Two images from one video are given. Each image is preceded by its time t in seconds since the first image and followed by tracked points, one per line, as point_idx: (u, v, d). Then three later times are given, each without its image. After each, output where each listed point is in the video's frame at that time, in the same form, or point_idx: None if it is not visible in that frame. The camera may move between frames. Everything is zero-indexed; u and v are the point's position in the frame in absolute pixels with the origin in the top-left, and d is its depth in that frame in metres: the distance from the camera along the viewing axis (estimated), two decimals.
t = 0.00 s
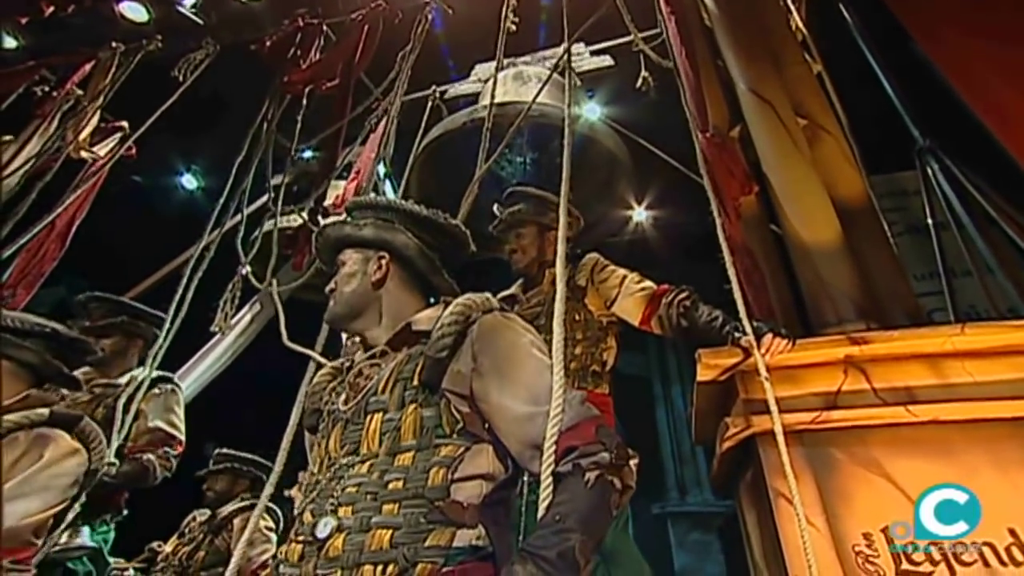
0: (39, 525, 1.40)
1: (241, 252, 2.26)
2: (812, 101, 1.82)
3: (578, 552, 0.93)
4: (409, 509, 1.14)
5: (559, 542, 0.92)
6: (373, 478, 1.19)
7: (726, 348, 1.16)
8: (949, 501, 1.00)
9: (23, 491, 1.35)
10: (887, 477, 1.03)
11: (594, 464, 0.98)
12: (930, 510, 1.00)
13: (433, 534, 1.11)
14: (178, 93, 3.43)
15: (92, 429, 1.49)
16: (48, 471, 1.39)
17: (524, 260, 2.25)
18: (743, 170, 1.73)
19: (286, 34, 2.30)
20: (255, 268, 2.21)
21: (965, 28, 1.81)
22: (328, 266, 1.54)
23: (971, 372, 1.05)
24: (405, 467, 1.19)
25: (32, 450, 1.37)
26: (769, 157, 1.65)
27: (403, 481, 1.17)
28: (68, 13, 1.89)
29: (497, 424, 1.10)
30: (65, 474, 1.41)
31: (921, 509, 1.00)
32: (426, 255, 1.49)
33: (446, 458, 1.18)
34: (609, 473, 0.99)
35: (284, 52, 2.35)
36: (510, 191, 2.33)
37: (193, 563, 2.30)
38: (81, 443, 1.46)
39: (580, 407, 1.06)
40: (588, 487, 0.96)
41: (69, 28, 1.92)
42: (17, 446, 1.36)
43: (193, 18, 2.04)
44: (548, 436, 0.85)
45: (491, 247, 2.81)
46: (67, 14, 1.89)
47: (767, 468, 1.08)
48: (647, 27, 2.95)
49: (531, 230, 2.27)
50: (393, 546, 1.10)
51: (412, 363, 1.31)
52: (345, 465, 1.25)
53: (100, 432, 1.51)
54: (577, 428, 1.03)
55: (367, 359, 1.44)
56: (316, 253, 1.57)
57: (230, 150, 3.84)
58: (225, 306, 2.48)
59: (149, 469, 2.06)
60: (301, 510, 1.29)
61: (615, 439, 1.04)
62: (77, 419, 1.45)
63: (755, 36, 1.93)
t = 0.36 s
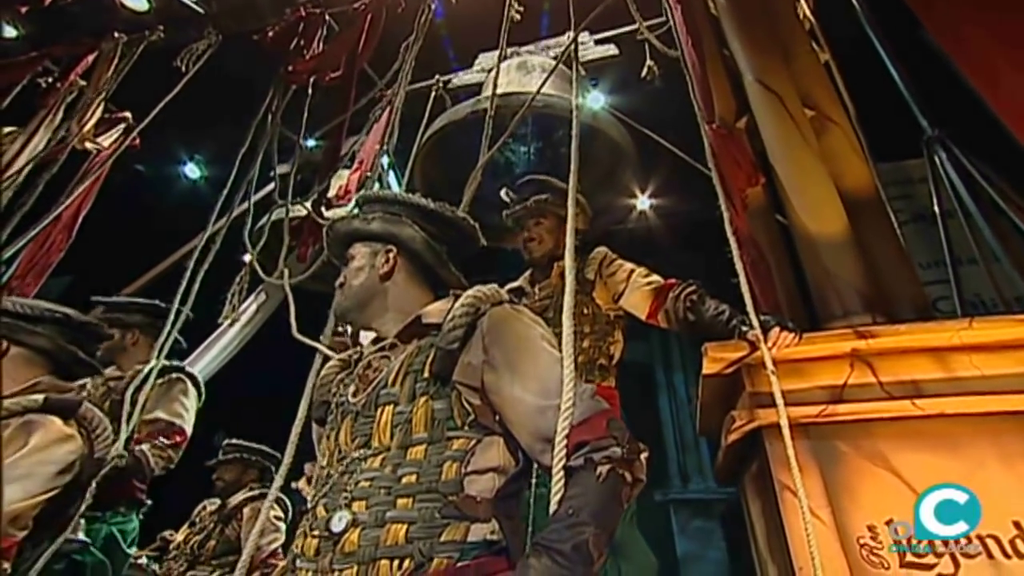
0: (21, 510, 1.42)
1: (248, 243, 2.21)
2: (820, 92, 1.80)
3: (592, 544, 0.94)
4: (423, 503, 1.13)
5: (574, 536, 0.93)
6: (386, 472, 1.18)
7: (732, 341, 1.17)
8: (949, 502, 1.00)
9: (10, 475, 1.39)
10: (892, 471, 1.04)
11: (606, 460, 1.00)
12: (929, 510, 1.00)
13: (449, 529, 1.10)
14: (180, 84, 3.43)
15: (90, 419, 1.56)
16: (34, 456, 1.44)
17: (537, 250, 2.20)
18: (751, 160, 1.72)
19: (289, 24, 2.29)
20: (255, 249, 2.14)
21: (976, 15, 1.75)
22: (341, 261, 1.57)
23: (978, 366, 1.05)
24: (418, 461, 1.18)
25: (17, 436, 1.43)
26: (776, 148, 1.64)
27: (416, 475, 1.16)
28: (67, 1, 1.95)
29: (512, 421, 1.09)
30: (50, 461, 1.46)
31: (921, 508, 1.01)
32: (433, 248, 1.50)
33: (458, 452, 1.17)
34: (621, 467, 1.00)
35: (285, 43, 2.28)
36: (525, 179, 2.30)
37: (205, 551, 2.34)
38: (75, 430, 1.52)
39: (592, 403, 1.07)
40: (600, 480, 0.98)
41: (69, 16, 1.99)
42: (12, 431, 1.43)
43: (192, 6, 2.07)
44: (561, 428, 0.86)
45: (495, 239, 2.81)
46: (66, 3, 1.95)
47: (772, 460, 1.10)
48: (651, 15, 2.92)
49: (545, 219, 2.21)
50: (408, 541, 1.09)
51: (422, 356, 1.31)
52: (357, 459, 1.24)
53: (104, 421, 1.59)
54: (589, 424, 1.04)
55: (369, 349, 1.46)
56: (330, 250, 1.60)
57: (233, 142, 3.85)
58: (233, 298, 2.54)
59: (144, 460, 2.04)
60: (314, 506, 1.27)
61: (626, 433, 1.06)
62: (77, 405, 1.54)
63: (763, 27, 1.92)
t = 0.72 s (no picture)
0: (25, 505, 1.21)
1: (255, 236, 2.19)
2: (827, 82, 1.79)
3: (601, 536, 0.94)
4: (430, 500, 1.14)
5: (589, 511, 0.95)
6: (393, 468, 1.20)
7: (739, 336, 1.18)
8: (950, 501, 1.01)
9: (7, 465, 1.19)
10: (897, 465, 1.05)
11: (622, 446, 1.01)
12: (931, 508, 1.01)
13: (455, 525, 1.12)
14: (183, 74, 3.42)
15: (100, 406, 1.35)
16: (36, 444, 1.23)
17: (548, 241, 2.18)
18: (757, 152, 1.70)
19: (291, 14, 2.27)
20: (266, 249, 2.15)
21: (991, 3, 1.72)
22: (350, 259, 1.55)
23: (985, 361, 1.06)
24: (425, 458, 1.19)
25: (17, 423, 1.23)
26: (782, 139, 1.63)
27: (423, 472, 1.17)
28: None
29: (524, 421, 1.09)
30: (55, 449, 1.24)
31: (922, 508, 1.02)
32: (440, 244, 1.47)
33: (465, 450, 1.18)
34: (635, 457, 1.01)
35: (288, 34, 2.28)
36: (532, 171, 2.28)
37: (216, 539, 2.37)
38: (82, 415, 1.30)
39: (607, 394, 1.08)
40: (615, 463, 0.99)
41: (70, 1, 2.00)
42: (11, 418, 1.23)
43: None
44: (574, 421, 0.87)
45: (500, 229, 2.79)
46: None
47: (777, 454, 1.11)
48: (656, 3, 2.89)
49: (555, 213, 2.17)
50: (416, 536, 1.11)
51: (431, 354, 1.32)
52: (366, 456, 1.25)
53: (116, 407, 1.39)
54: (605, 413, 1.05)
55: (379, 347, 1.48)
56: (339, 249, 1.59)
57: (236, 132, 3.85)
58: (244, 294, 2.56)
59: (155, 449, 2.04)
60: (323, 501, 1.28)
61: (641, 424, 1.06)
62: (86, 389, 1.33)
63: (771, 16, 1.90)
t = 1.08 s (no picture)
0: (20, 489, 1.17)
1: (260, 222, 2.15)
2: (836, 70, 1.77)
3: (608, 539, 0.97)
4: (441, 494, 1.15)
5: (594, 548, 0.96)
6: (404, 463, 1.20)
7: (746, 328, 1.20)
8: (949, 501, 1.04)
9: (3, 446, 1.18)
10: (904, 457, 1.08)
11: (606, 484, 0.99)
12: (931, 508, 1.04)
13: (466, 519, 1.13)
14: (185, 63, 3.42)
15: (102, 387, 1.30)
16: (29, 428, 1.21)
17: (552, 231, 2.19)
18: (765, 141, 1.68)
19: (294, 2, 2.25)
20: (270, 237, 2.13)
21: None
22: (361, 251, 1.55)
23: (993, 353, 1.09)
24: (435, 454, 1.20)
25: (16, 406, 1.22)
26: (789, 128, 1.62)
27: (433, 467, 1.18)
28: None
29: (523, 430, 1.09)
30: (50, 432, 1.22)
31: (922, 509, 1.04)
32: (450, 238, 1.47)
33: (475, 446, 1.18)
34: (610, 490, 0.99)
35: (291, 22, 2.26)
36: (538, 160, 2.29)
37: (225, 526, 2.41)
38: (76, 397, 1.26)
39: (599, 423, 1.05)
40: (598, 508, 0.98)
41: None
42: (9, 401, 1.22)
43: None
44: (561, 448, 0.85)
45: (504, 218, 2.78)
46: None
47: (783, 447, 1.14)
48: None
49: (560, 204, 2.20)
50: (427, 530, 1.13)
51: (444, 350, 1.31)
52: (376, 449, 1.26)
53: (122, 390, 1.32)
54: (589, 447, 1.02)
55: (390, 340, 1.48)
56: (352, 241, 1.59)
57: (240, 120, 3.86)
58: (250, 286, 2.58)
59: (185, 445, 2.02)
60: (332, 495, 1.29)
61: (627, 460, 1.04)
62: (86, 372, 1.30)
63: (779, 3, 1.88)
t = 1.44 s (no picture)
0: (26, 483, 1.21)
1: (264, 213, 2.14)
2: (845, 59, 1.75)
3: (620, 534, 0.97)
4: (451, 489, 1.16)
5: (605, 526, 0.97)
6: (415, 458, 1.21)
7: (752, 320, 1.22)
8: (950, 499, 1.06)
9: (11, 440, 1.22)
10: (909, 449, 1.10)
11: (635, 455, 1.03)
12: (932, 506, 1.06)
13: (476, 513, 1.14)
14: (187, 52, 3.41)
15: (112, 377, 1.33)
16: (35, 422, 1.24)
17: (560, 219, 2.15)
18: (772, 132, 1.68)
19: None
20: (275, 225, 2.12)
21: None
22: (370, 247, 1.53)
23: (1001, 346, 1.11)
24: (446, 449, 1.20)
25: (26, 399, 1.27)
26: (795, 117, 1.62)
27: (445, 463, 1.19)
28: None
29: (547, 421, 1.14)
30: (53, 426, 1.24)
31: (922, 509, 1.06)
32: (460, 233, 1.46)
33: (486, 442, 1.20)
34: (648, 465, 1.04)
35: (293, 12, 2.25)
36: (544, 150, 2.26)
37: (236, 513, 2.45)
38: (80, 391, 1.29)
39: (617, 400, 1.10)
40: (627, 475, 1.01)
41: None
42: (18, 396, 1.27)
43: None
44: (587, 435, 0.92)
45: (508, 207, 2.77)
46: None
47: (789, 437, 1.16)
48: None
49: (569, 190, 2.16)
50: (437, 524, 1.13)
51: (454, 346, 1.31)
52: (387, 444, 1.26)
53: (133, 380, 1.36)
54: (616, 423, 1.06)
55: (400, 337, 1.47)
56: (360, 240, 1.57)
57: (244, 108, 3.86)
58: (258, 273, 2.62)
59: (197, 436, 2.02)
60: (344, 486, 1.30)
61: (651, 433, 1.10)
62: (95, 363, 1.33)
63: None
